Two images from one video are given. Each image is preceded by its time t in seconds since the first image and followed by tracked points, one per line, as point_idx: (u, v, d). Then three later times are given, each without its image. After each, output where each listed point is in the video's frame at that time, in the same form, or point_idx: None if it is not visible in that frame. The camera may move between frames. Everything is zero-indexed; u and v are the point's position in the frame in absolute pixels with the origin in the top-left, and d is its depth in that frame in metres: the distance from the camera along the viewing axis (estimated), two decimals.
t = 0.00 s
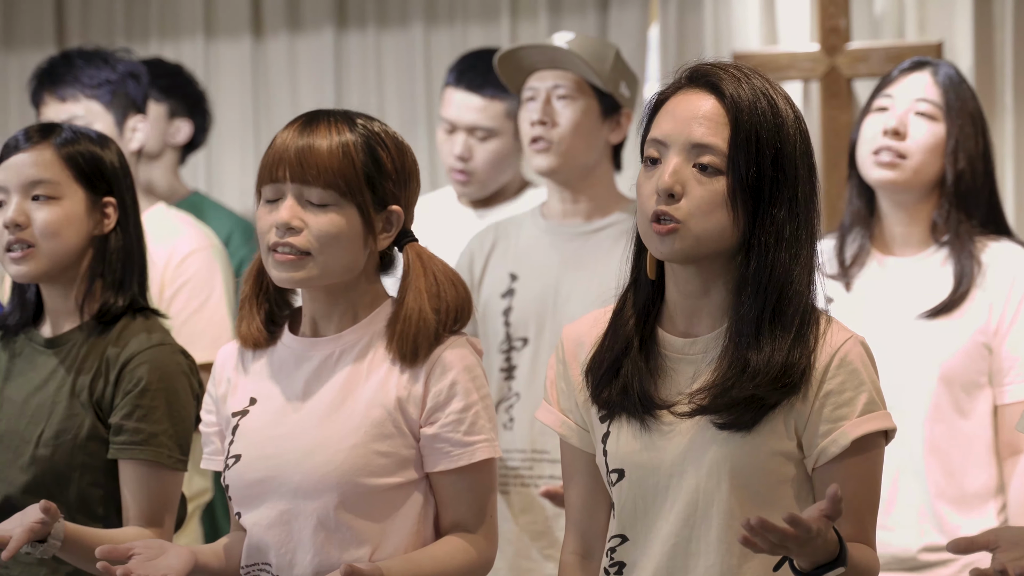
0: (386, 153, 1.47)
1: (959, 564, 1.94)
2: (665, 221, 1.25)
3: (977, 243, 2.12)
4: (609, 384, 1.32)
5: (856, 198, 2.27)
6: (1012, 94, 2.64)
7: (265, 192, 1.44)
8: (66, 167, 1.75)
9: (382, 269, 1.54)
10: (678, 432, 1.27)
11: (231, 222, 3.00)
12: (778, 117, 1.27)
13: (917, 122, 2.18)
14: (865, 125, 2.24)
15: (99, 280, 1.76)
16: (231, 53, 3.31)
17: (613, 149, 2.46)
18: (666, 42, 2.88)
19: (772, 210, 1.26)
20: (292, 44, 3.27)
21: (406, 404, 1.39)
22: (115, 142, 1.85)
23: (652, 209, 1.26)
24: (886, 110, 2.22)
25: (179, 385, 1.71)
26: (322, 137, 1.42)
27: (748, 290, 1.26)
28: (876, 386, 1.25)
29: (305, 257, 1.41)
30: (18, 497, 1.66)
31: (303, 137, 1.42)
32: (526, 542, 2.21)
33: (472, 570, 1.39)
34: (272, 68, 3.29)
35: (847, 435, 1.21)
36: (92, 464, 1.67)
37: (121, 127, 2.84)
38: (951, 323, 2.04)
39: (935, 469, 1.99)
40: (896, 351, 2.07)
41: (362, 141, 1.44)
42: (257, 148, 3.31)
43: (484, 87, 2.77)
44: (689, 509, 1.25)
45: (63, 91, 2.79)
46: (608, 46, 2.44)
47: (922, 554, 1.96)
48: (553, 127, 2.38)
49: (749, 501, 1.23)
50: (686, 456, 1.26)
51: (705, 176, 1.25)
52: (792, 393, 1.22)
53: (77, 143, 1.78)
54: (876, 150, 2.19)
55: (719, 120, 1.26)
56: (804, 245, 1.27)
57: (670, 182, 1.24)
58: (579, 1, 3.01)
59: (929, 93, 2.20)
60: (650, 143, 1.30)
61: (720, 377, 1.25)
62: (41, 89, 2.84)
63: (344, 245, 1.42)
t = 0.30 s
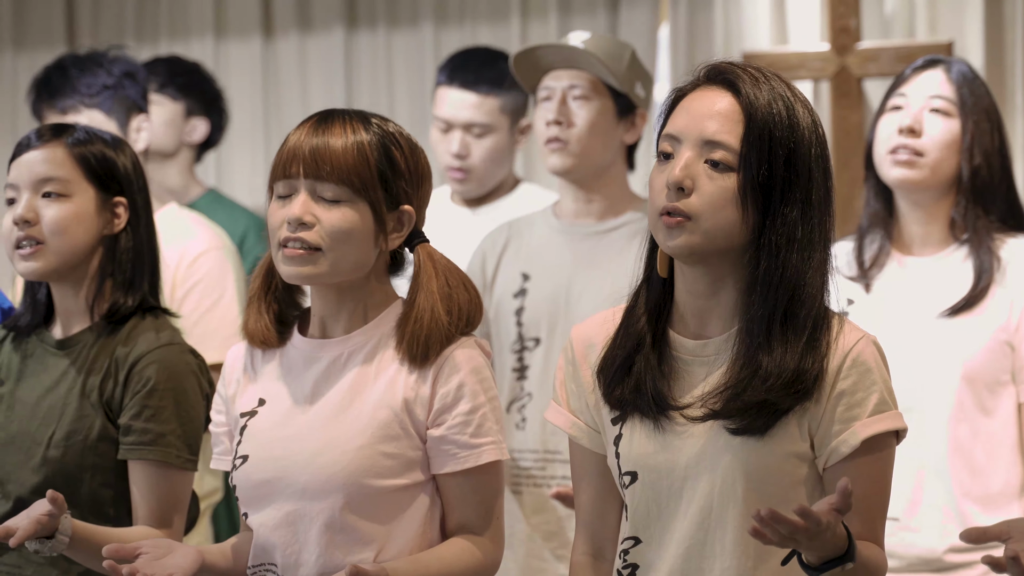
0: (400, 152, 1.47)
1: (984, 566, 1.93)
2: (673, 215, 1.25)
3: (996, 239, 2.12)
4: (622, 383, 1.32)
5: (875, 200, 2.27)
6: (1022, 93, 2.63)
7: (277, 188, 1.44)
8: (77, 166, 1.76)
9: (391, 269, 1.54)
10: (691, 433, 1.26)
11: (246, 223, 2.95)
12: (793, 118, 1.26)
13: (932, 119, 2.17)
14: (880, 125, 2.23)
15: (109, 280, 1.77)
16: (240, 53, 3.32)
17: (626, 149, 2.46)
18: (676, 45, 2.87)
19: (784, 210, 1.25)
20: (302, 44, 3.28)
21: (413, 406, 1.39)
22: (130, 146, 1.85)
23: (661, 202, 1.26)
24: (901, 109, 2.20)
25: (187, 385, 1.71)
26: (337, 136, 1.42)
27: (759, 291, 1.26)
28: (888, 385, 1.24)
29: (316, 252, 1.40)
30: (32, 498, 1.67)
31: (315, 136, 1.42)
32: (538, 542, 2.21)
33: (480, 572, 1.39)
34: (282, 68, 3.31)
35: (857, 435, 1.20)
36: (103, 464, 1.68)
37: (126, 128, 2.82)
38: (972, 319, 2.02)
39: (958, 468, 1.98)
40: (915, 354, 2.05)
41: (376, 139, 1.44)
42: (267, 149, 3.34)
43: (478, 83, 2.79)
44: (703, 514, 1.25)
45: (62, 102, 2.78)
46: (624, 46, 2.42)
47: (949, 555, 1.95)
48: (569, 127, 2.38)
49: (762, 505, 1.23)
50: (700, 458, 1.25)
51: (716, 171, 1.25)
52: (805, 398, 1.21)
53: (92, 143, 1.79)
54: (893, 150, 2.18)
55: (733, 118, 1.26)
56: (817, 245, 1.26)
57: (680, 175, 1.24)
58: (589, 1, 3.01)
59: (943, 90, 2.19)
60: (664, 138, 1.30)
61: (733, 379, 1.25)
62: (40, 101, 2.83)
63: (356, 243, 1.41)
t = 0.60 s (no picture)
0: (403, 154, 1.47)
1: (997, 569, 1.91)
2: (690, 219, 1.25)
3: (1003, 236, 2.12)
4: (636, 381, 1.31)
5: (883, 202, 2.26)
6: None
7: (280, 188, 1.44)
8: (89, 163, 1.76)
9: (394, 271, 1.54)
10: (706, 432, 1.26)
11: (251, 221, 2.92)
12: (808, 120, 1.26)
13: (938, 118, 2.17)
14: (886, 127, 2.22)
15: (116, 280, 1.76)
16: (244, 52, 3.35)
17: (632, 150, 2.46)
18: (680, 43, 2.90)
19: (800, 212, 1.25)
20: (306, 43, 3.31)
21: (413, 408, 1.39)
22: (145, 151, 1.86)
23: (678, 205, 1.26)
24: (906, 110, 2.20)
25: (192, 384, 1.71)
26: (337, 137, 1.42)
27: (777, 291, 1.26)
28: (902, 389, 1.24)
29: (313, 254, 1.40)
30: (37, 499, 1.67)
31: (319, 135, 1.42)
32: (544, 544, 2.21)
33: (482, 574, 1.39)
34: (286, 68, 3.34)
35: (870, 437, 1.20)
36: (108, 464, 1.68)
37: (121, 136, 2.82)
38: (982, 317, 2.03)
39: (969, 468, 1.96)
40: (923, 353, 2.05)
41: (378, 140, 1.44)
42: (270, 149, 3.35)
43: (455, 82, 2.80)
44: (714, 512, 1.25)
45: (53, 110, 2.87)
46: (632, 47, 2.42)
47: (962, 556, 1.93)
48: (576, 126, 2.38)
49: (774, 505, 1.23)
50: (712, 455, 1.25)
51: (732, 175, 1.24)
52: (820, 396, 1.21)
53: (106, 142, 1.80)
54: (900, 151, 2.17)
55: (748, 119, 1.25)
56: (834, 247, 1.26)
57: (696, 179, 1.23)
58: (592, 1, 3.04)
59: (948, 88, 2.19)
60: (679, 140, 1.30)
61: (749, 378, 1.24)
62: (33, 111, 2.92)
63: (355, 244, 1.41)
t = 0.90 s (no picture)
0: (410, 152, 1.47)
1: (1007, 570, 1.89)
2: (695, 230, 1.25)
3: (1011, 234, 2.14)
4: (640, 382, 1.32)
5: (890, 203, 2.27)
6: None
7: (288, 189, 1.44)
8: (98, 163, 1.76)
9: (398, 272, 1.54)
10: (710, 429, 1.26)
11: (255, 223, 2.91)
12: (806, 119, 1.25)
13: (946, 117, 2.18)
14: (893, 128, 2.22)
15: (126, 281, 1.77)
16: (248, 53, 3.37)
17: (635, 151, 2.46)
18: (682, 45, 2.91)
19: (802, 214, 1.25)
20: (309, 45, 3.33)
21: (423, 407, 1.40)
22: (152, 148, 1.86)
23: (681, 215, 1.26)
24: (913, 110, 2.21)
25: (201, 384, 1.72)
26: (349, 136, 1.43)
27: (780, 291, 1.26)
28: (905, 390, 1.24)
29: (328, 255, 1.40)
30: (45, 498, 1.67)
31: (329, 136, 1.42)
32: (548, 543, 2.21)
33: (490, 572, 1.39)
34: (289, 69, 3.36)
35: (873, 437, 1.20)
36: (117, 464, 1.68)
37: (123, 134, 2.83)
38: (991, 315, 2.03)
39: (977, 468, 1.96)
40: (929, 356, 2.05)
41: (388, 138, 1.45)
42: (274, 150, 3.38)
43: (442, 86, 2.82)
44: (716, 510, 1.25)
45: (53, 111, 2.76)
46: (634, 49, 2.44)
47: (970, 557, 1.92)
48: (580, 127, 2.38)
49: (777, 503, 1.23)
50: (715, 452, 1.26)
51: (733, 183, 1.24)
52: (823, 393, 1.21)
53: (115, 143, 1.79)
54: (908, 151, 2.18)
55: (745, 125, 1.25)
56: (836, 246, 1.26)
57: (698, 191, 1.23)
58: (595, 2, 3.07)
59: (955, 87, 2.20)
60: (677, 149, 1.29)
61: (752, 377, 1.25)
62: (33, 112, 2.79)
63: (369, 245, 1.42)
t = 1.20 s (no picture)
0: (415, 151, 1.47)
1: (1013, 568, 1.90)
2: (688, 231, 1.26)
3: (1016, 232, 2.14)
4: (633, 384, 1.32)
5: (896, 203, 2.27)
6: None
7: (292, 188, 1.44)
8: (101, 161, 1.76)
9: (407, 270, 1.54)
10: (702, 430, 1.26)
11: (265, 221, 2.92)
12: (798, 117, 1.26)
13: (951, 115, 2.18)
14: (898, 126, 2.24)
15: (129, 280, 1.77)
16: (252, 51, 3.38)
17: (639, 149, 2.45)
18: (687, 44, 2.91)
19: (793, 212, 1.25)
20: (314, 44, 3.33)
21: (430, 407, 1.40)
22: (156, 148, 1.86)
23: (674, 214, 1.26)
24: (918, 108, 2.22)
25: (209, 384, 1.72)
26: (351, 135, 1.43)
27: (772, 291, 1.26)
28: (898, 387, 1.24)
29: (327, 254, 1.41)
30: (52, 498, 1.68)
31: (331, 134, 1.43)
32: (551, 542, 2.21)
33: (496, 572, 1.39)
34: (294, 68, 3.36)
35: (865, 436, 1.20)
36: (124, 464, 1.68)
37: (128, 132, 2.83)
38: (998, 314, 2.02)
39: (983, 468, 1.95)
40: (932, 355, 2.06)
41: (391, 138, 1.45)
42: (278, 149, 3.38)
43: (462, 79, 2.86)
44: (710, 510, 1.25)
45: (54, 111, 2.76)
46: (640, 47, 2.43)
47: (977, 556, 1.93)
48: (583, 123, 2.38)
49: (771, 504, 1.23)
50: (707, 452, 1.25)
51: (726, 180, 1.25)
52: (813, 392, 1.21)
53: (118, 141, 1.80)
54: (913, 151, 2.19)
55: (738, 123, 1.25)
56: (827, 244, 1.26)
57: (691, 187, 1.24)
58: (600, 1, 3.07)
59: (960, 85, 2.21)
60: (669, 146, 1.29)
61: (743, 378, 1.25)
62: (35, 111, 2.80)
63: (370, 243, 1.42)
